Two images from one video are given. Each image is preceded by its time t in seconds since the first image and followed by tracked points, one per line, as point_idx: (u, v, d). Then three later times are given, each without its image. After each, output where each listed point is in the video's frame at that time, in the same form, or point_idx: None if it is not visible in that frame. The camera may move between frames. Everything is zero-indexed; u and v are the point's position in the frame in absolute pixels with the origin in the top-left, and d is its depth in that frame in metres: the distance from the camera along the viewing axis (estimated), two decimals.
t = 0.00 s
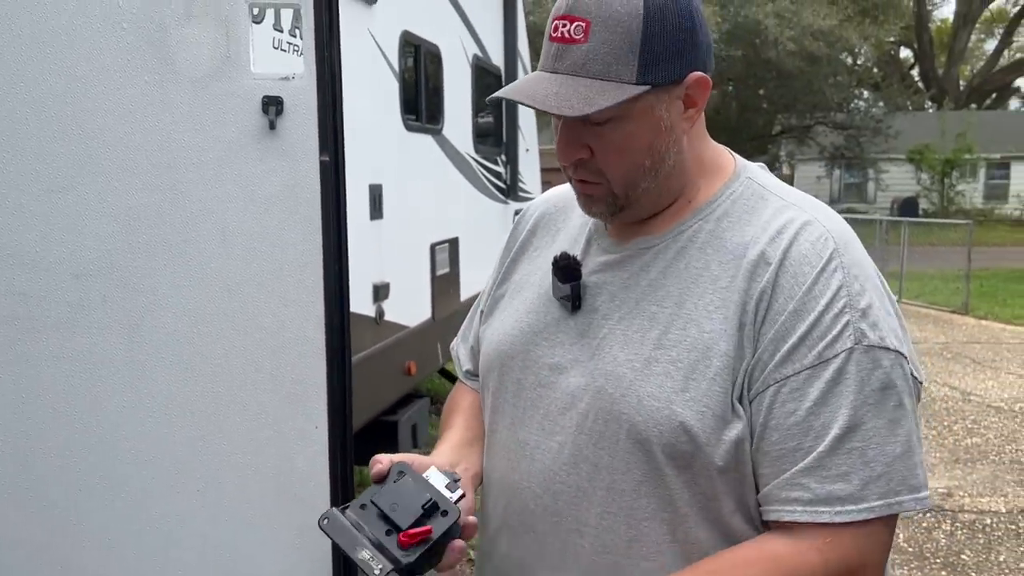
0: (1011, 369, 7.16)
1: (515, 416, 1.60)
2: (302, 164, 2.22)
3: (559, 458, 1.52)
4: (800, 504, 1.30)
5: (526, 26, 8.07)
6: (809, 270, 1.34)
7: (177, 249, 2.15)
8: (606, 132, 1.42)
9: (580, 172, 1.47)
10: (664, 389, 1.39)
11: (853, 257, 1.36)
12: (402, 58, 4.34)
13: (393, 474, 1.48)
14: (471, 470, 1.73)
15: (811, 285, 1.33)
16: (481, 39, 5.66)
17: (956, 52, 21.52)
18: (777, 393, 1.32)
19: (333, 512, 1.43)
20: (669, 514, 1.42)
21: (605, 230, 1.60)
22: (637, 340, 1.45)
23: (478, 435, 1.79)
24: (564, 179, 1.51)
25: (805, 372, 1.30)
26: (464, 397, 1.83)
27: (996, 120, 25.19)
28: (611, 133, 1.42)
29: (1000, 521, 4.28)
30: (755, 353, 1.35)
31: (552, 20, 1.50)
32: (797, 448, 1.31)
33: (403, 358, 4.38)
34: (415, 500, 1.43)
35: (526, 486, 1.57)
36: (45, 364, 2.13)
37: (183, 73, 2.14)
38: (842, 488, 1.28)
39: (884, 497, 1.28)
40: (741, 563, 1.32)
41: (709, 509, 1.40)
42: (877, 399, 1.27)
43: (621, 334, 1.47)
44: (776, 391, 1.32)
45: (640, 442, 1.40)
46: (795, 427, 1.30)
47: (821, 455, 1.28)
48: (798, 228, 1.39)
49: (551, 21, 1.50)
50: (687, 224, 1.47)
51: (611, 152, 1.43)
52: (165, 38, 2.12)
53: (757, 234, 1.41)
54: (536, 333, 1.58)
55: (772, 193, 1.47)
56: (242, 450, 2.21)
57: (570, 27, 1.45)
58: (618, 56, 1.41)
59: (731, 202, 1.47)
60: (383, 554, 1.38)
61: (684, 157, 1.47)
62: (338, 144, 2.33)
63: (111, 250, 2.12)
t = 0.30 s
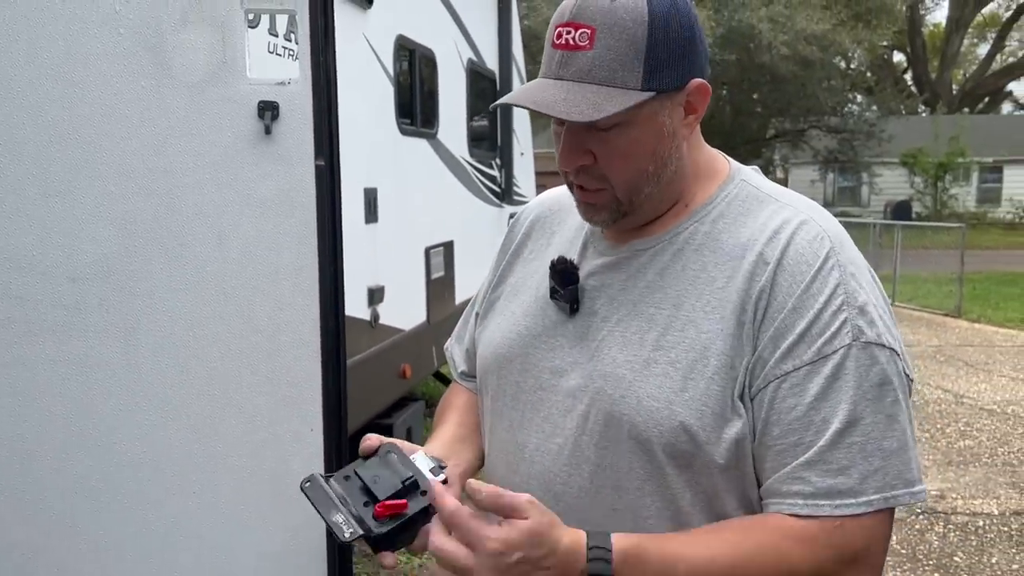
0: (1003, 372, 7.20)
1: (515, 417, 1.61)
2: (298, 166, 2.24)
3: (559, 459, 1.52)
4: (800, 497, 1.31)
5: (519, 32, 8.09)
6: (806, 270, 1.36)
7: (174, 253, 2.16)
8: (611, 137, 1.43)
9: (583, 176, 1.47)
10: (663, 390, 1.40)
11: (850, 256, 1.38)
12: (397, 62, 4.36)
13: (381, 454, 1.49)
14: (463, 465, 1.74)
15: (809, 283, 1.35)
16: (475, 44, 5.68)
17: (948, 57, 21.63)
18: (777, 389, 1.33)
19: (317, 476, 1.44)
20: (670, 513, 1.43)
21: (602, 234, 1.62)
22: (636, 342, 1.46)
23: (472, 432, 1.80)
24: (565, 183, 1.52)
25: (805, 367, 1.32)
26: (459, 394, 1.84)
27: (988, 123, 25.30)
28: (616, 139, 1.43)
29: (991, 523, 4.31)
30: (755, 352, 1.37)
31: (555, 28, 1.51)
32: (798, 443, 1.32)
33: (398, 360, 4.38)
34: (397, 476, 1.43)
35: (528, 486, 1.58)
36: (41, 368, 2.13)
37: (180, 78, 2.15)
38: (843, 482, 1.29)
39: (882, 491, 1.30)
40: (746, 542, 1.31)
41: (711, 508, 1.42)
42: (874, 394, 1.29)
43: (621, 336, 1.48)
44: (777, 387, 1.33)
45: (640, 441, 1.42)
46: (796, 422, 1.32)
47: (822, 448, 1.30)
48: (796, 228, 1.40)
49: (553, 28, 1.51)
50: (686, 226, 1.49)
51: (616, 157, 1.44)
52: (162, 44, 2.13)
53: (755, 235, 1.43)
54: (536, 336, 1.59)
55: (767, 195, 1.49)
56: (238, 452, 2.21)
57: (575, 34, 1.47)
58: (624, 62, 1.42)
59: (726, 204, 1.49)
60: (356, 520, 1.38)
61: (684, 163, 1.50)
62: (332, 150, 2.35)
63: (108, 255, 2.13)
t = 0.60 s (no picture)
0: (999, 373, 7.19)
1: (517, 419, 1.59)
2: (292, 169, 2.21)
3: (563, 461, 1.50)
4: (771, 483, 1.28)
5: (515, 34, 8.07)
6: (804, 267, 1.34)
7: (168, 256, 2.13)
8: (609, 138, 1.41)
9: (582, 177, 1.45)
10: (667, 389, 1.37)
11: (849, 257, 1.36)
12: (392, 64, 4.33)
13: (385, 477, 1.45)
14: (460, 466, 1.72)
15: (807, 280, 1.33)
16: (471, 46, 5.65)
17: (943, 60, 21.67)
18: (761, 378, 1.31)
19: (321, 507, 1.39)
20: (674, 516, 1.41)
21: (604, 236, 1.59)
22: (639, 342, 1.43)
23: (470, 431, 1.77)
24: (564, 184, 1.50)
25: (790, 360, 1.30)
26: (456, 393, 1.81)
27: (984, 125, 25.34)
28: (612, 140, 1.41)
29: (987, 523, 4.29)
30: (747, 341, 1.35)
31: (557, 28, 1.49)
32: (773, 433, 1.29)
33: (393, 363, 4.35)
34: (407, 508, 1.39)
35: (531, 487, 1.56)
36: (32, 371, 2.10)
37: (173, 79, 2.12)
38: (815, 471, 1.26)
39: (856, 487, 1.27)
40: (706, 524, 1.29)
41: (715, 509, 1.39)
42: (858, 391, 1.27)
43: (625, 335, 1.45)
44: (760, 376, 1.31)
45: (644, 442, 1.39)
46: (773, 412, 1.29)
47: (795, 437, 1.27)
48: (800, 228, 1.38)
49: (556, 28, 1.49)
50: (688, 229, 1.46)
51: (614, 159, 1.42)
52: (155, 45, 2.11)
53: (758, 237, 1.40)
54: (537, 338, 1.57)
55: (769, 197, 1.47)
56: (232, 455, 2.18)
57: (577, 35, 1.44)
58: (624, 64, 1.40)
59: (729, 205, 1.46)
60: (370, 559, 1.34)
61: (685, 164, 1.47)
62: (330, 151, 2.32)
63: (101, 257, 2.10)
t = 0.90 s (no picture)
0: (997, 373, 7.19)
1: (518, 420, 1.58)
2: (288, 169, 2.22)
3: (562, 462, 1.49)
4: (772, 485, 1.27)
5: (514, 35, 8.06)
6: (802, 267, 1.33)
7: (165, 256, 2.13)
8: (609, 137, 1.41)
9: (581, 176, 1.45)
10: (666, 389, 1.36)
11: (848, 257, 1.35)
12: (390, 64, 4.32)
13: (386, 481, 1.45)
14: (463, 464, 1.71)
15: (807, 280, 1.32)
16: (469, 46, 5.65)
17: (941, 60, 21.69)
18: (761, 379, 1.30)
19: (323, 514, 1.35)
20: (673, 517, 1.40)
21: (604, 237, 1.59)
22: (638, 342, 1.43)
23: (471, 430, 1.77)
24: (564, 183, 1.50)
25: (789, 361, 1.29)
26: (457, 393, 1.80)
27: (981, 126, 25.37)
28: (612, 139, 1.41)
29: (986, 523, 4.29)
30: (746, 342, 1.34)
31: (558, 26, 1.48)
32: (773, 435, 1.28)
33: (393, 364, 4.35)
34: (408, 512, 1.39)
35: (531, 488, 1.55)
36: (28, 373, 2.09)
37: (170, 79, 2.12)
38: (814, 472, 1.25)
39: (855, 488, 1.26)
40: (706, 531, 1.28)
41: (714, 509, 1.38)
42: (859, 392, 1.26)
43: (625, 335, 1.45)
44: (760, 377, 1.30)
45: (643, 443, 1.38)
46: (773, 413, 1.28)
47: (794, 439, 1.27)
48: (798, 228, 1.37)
49: (558, 25, 1.48)
50: (688, 229, 1.46)
51: (613, 158, 1.41)
52: (151, 45, 2.10)
53: (757, 237, 1.40)
54: (536, 338, 1.56)
55: (769, 196, 1.46)
56: (230, 456, 2.18)
57: (579, 33, 1.43)
58: (628, 62, 1.39)
59: (729, 205, 1.46)
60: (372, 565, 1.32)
61: (686, 164, 1.47)
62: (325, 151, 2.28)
63: (97, 257, 2.09)
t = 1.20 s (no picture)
0: (997, 373, 7.19)
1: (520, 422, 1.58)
2: (288, 170, 2.22)
3: (564, 464, 1.49)
4: (791, 497, 1.28)
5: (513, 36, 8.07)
6: (807, 269, 1.33)
7: (165, 256, 2.12)
8: (609, 138, 1.40)
9: (581, 177, 1.45)
10: (670, 392, 1.36)
11: (852, 258, 1.34)
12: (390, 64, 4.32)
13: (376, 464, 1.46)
14: (465, 464, 1.70)
15: (812, 283, 1.32)
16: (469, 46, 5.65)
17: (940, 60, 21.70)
18: (772, 386, 1.30)
19: (316, 499, 1.39)
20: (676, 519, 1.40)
21: (606, 238, 1.58)
22: (641, 344, 1.42)
23: (473, 431, 1.76)
24: (564, 184, 1.49)
25: (800, 367, 1.28)
26: (459, 394, 1.80)
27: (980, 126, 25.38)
28: (611, 140, 1.40)
29: (986, 523, 4.29)
30: (753, 347, 1.33)
31: (558, 27, 1.48)
32: (789, 442, 1.28)
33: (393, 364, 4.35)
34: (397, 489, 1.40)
35: (534, 490, 1.55)
36: (28, 373, 2.08)
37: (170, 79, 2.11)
38: (834, 483, 1.26)
39: (874, 493, 1.26)
40: (732, 545, 1.27)
41: (717, 512, 1.38)
42: (870, 396, 1.26)
43: (626, 338, 1.44)
44: (771, 384, 1.30)
45: (645, 445, 1.38)
46: (787, 421, 1.28)
47: (813, 449, 1.26)
48: (800, 230, 1.37)
49: (558, 26, 1.48)
50: (688, 230, 1.45)
51: (613, 159, 1.41)
52: (151, 45, 2.09)
53: (758, 238, 1.39)
54: (538, 340, 1.56)
55: (772, 195, 1.46)
56: (231, 457, 2.17)
57: (579, 34, 1.43)
58: (628, 64, 1.39)
59: (730, 206, 1.45)
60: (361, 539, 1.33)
61: (686, 165, 1.46)
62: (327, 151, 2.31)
63: (97, 257, 2.09)
